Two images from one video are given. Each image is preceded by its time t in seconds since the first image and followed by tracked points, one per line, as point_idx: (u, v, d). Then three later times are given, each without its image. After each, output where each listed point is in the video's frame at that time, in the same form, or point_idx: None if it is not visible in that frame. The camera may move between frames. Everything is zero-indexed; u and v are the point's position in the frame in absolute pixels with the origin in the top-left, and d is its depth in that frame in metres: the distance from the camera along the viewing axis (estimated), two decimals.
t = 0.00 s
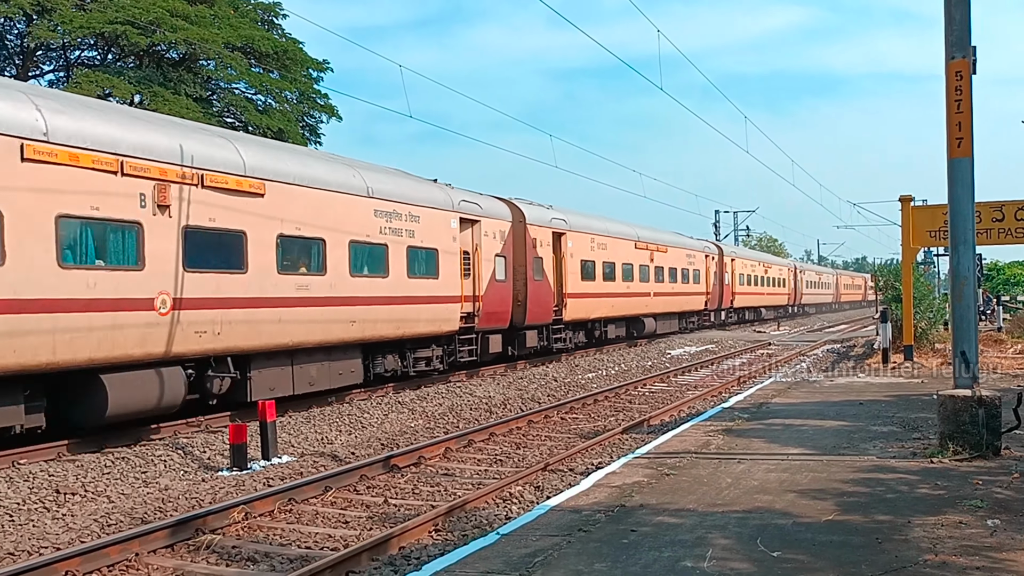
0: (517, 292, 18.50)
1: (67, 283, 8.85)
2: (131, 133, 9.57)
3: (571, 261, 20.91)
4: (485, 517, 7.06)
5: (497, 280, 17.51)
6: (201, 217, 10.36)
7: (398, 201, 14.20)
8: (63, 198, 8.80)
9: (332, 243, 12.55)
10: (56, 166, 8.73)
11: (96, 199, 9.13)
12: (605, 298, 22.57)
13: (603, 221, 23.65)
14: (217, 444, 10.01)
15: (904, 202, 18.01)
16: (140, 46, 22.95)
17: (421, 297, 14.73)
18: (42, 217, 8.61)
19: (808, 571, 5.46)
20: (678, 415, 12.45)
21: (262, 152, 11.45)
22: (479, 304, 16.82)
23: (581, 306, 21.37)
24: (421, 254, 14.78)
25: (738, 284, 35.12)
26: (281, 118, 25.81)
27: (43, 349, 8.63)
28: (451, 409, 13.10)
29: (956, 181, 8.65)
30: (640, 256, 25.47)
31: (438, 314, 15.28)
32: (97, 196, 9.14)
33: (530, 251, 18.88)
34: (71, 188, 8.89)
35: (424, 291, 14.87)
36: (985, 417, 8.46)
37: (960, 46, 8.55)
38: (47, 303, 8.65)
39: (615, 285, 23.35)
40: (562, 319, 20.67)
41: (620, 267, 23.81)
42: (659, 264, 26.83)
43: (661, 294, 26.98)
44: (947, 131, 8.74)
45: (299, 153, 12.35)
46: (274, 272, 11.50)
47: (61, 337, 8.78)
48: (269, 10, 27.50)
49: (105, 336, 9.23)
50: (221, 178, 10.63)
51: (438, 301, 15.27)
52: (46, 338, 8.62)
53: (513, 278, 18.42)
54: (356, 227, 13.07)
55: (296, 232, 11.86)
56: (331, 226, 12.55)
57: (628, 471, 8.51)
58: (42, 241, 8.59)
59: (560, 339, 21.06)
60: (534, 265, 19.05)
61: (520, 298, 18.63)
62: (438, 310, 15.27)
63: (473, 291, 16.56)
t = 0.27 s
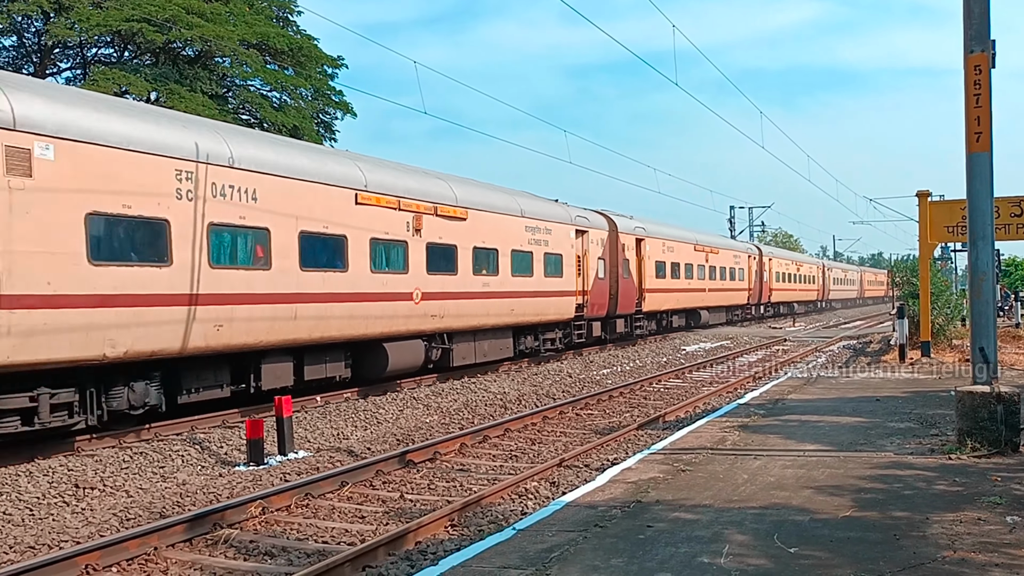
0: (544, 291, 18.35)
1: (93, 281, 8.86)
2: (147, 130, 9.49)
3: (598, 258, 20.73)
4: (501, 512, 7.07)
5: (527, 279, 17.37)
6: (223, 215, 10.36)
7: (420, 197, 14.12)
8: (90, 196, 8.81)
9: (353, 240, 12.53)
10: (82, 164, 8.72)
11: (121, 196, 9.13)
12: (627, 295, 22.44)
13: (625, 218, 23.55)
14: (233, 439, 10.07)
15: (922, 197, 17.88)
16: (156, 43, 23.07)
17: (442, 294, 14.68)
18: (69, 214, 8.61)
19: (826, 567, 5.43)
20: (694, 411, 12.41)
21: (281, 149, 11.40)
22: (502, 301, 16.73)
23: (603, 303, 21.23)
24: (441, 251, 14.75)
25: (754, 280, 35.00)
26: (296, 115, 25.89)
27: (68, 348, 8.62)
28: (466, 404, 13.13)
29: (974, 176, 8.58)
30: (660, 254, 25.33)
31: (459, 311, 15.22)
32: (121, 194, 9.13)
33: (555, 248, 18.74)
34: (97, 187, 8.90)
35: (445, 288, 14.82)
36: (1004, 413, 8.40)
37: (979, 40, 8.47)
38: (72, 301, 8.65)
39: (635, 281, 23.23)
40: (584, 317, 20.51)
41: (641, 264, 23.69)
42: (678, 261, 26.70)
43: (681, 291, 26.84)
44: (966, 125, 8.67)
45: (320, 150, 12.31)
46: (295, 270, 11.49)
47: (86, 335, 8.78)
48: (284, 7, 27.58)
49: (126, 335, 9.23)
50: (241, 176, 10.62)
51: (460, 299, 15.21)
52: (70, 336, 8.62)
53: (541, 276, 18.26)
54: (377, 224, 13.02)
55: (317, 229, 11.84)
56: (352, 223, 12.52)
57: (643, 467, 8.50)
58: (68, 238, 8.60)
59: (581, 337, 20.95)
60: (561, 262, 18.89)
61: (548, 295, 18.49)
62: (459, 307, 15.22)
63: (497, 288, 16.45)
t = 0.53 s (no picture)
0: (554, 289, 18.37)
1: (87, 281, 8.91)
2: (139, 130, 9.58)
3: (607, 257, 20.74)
4: (511, 509, 7.07)
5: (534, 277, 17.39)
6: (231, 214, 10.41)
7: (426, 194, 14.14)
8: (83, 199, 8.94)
9: (361, 238, 12.57)
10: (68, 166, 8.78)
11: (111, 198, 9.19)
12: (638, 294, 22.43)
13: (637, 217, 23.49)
14: (244, 436, 10.10)
15: (933, 194, 17.79)
16: (167, 42, 23.13)
17: (448, 291, 14.72)
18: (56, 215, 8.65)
19: (838, 566, 5.41)
20: (704, 409, 12.39)
21: (285, 148, 11.46)
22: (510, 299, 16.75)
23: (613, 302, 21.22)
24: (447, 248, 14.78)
25: (764, 278, 34.89)
26: (306, 113, 25.93)
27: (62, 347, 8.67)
28: (476, 402, 13.13)
29: (987, 172, 8.53)
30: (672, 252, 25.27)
31: (465, 309, 15.26)
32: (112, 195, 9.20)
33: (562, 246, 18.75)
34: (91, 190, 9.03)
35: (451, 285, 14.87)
36: (1016, 411, 8.35)
37: (991, 36, 8.42)
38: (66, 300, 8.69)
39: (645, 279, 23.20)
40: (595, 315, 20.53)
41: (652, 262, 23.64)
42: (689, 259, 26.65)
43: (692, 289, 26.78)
44: (978, 122, 8.61)
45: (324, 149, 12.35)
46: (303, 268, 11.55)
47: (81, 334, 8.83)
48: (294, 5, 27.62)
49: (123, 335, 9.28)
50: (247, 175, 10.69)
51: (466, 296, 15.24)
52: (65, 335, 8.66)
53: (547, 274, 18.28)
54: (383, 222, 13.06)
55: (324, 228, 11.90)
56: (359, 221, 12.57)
57: (653, 465, 8.49)
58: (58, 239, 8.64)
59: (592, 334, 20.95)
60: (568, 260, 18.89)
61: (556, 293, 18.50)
62: (464, 305, 15.25)
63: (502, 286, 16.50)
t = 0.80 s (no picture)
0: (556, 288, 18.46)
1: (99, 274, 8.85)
2: (150, 121, 9.46)
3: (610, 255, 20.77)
4: (519, 507, 7.08)
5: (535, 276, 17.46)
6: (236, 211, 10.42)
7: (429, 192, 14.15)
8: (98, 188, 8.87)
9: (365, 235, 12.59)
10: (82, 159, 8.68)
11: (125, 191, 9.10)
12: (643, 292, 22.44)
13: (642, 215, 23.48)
14: (252, 434, 10.12)
15: (942, 192, 17.71)
16: (175, 41, 23.20)
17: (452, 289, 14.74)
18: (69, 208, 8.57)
19: (847, 564, 5.40)
20: (712, 407, 12.38)
21: (290, 143, 11.43)
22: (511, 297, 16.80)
23: (619, 300, 21.23)
24: (450, 246, 14.80)
25: (772, 276, 34.81)
26: (313, 112, 25.97)
27: (75, 341, 8.62)
28: (483, 400, 13.13)
29: (996, 170, 8.49)
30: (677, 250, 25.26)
31: (470, 306, 15.29)
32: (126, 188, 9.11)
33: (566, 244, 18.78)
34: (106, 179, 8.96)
35: (456, 283, 14.88)
36: None
37: (1001, 33, 8.38)
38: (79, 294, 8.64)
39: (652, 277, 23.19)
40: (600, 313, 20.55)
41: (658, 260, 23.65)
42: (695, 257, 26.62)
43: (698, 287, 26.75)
44: (988, 120, 8.57)
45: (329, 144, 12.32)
46: (310, 264, 11.57)
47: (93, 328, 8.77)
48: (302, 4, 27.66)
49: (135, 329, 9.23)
50: (254, 170, 10.68)
51: (470, 295, 15.25)
52: (78, 330, 8.62)
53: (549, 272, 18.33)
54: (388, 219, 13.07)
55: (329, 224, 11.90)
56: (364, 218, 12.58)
57: (661, 463, 8.47)
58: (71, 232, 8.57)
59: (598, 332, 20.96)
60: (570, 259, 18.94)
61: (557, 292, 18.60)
62: (470, 303, 15.27)
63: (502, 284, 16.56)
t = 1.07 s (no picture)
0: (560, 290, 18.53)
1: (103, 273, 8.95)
2: (151, 122, 9.56)
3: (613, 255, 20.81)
4: (525, 508, 7.08)
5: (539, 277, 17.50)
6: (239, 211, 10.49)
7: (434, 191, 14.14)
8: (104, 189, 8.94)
9: (370, 234, 12.61)
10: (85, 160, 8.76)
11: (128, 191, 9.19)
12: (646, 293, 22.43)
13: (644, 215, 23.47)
14: (259, 434, 10.15)
15: (949, 193, 17.68)
16: (181, 42, 23.24)
17: (458, 288, 14.72)
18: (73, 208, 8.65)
19: (854, 566, 5.39)
20: (717, 408, 12.37)
21: (292, 143, 11.50)
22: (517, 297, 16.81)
23: (623, 300, 21.22)
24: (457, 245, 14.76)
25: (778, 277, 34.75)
26: (319, 113, 26.00)
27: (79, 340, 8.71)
28: (489, 401, 13.15)
29: (1004, 171, 8.46)
30: (680, 251, 25.25)
31: (476, 306, 15.29)
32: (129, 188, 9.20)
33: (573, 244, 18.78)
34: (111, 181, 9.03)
35: (462, 282, 14.89)
36: None
37: (1009, 33, 8.37)
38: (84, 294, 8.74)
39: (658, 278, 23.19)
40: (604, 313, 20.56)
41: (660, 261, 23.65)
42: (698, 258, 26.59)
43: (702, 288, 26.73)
44: (995, 120, 8.55)
45: (331, 144, 12.37)
46: (313, 262, 11.63)
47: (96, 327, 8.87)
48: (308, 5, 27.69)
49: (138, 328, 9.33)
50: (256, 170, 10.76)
51: (476, 294, 15.25)
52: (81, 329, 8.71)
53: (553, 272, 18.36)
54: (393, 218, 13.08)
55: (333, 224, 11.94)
56: (369, 217, 12.60)
57: (667, 464, 8.47)
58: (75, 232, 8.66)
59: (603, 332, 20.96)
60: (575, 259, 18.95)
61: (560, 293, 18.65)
62: (475, 303, 15.26)
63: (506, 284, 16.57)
